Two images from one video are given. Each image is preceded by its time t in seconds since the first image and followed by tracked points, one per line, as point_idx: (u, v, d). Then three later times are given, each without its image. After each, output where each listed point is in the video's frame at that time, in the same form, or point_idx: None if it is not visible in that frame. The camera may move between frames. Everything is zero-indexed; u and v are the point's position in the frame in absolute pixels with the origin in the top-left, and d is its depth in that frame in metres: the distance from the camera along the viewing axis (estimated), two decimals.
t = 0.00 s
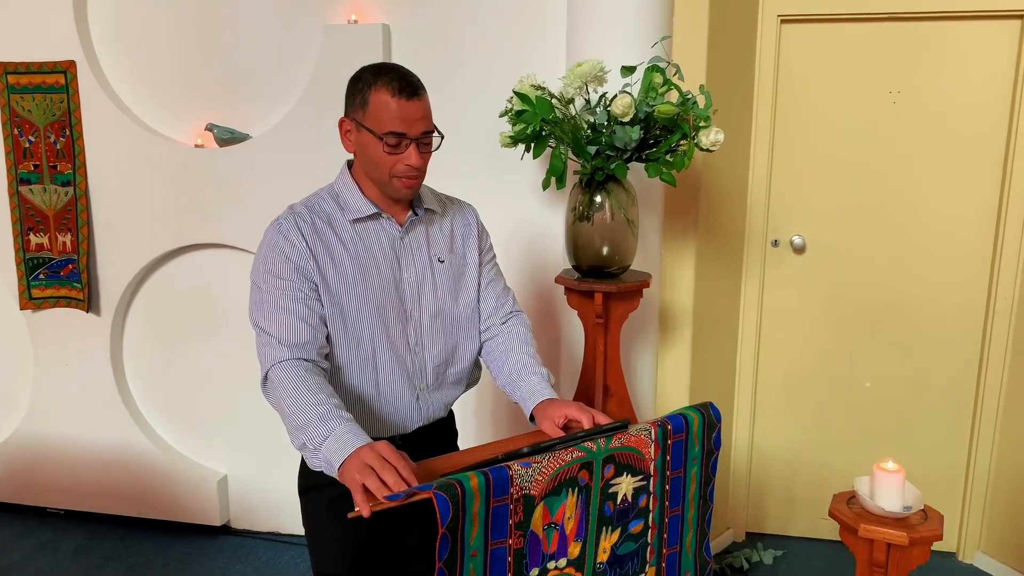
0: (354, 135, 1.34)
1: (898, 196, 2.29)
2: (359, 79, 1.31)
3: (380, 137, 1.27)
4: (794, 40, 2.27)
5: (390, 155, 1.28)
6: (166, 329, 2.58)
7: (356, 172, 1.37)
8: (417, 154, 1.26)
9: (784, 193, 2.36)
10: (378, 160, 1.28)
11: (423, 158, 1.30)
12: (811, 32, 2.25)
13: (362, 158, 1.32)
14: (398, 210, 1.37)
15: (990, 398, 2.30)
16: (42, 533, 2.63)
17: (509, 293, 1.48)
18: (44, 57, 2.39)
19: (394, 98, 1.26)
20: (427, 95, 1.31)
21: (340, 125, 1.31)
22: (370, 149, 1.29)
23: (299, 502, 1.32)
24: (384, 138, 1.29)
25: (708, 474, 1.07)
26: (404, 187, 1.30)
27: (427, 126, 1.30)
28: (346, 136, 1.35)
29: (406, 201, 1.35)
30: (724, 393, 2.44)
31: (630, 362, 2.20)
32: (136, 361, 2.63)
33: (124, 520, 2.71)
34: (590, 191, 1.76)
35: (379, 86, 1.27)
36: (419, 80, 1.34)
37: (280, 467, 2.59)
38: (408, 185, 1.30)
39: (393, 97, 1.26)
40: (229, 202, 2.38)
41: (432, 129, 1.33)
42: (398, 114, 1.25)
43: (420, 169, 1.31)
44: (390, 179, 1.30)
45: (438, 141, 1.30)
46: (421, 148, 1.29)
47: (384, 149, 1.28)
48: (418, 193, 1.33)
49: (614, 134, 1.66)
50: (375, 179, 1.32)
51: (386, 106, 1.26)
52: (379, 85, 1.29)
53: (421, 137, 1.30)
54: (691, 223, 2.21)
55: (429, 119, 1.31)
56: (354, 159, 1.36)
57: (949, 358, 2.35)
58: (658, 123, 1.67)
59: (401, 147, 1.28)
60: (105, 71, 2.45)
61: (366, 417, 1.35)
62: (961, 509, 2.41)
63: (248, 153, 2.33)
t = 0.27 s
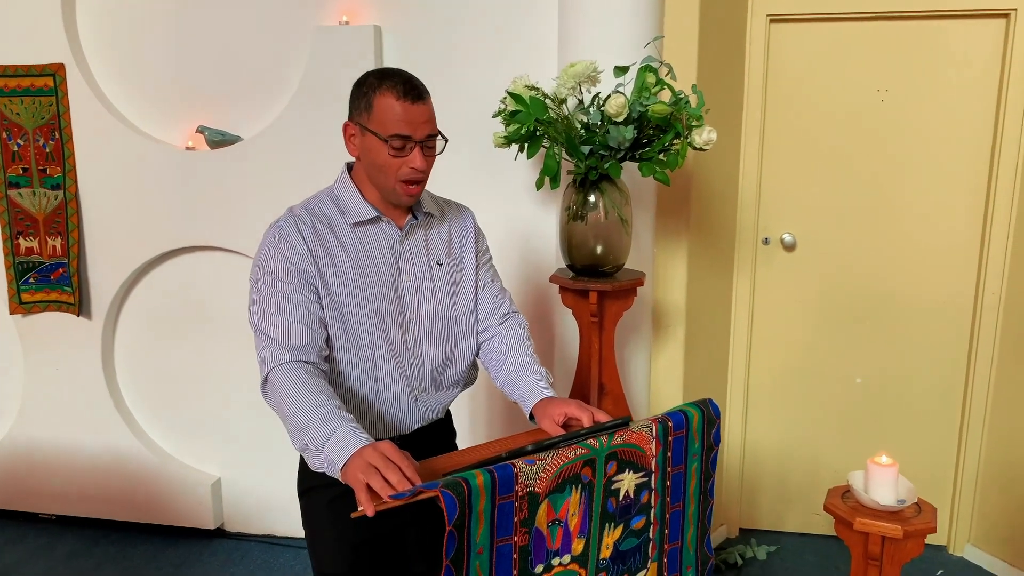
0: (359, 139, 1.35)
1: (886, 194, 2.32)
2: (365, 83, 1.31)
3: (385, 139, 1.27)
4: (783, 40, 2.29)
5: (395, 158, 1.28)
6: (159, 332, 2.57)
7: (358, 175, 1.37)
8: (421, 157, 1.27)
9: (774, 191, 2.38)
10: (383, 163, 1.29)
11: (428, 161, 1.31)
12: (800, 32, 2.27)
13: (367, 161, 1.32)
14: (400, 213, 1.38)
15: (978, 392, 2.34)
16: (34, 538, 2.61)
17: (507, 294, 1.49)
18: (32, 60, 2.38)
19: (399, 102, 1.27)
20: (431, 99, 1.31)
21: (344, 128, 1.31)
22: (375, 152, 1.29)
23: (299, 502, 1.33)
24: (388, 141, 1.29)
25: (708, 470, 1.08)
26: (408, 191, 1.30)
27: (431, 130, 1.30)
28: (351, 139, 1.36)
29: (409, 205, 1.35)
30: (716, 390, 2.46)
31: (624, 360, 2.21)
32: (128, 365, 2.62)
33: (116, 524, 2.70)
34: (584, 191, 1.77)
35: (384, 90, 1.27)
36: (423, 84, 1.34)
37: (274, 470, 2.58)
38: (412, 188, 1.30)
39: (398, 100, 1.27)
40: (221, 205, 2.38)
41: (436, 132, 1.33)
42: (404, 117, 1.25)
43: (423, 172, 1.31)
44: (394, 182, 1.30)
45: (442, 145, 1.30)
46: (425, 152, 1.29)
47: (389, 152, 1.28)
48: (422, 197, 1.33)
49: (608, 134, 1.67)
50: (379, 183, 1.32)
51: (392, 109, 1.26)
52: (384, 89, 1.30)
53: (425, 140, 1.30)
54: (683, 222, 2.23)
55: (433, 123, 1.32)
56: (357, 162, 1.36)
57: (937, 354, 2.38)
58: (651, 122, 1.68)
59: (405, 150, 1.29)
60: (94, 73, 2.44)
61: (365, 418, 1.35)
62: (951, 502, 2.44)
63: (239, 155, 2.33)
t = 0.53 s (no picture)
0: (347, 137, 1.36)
1: (876, 190, 2.34)
2: (348, 80, 1.33)
3: (369, 131, 1.28)
4: (774, 38, 2.31)
5: (380, 149, 1.29)
6: (152, 336, 2.56)
7: (351, 173, 1.38)
8: (405, 145, 1.27)
9: (766, 188, 2.40)
10: (368, 156, 1.29)
11: (413, 152, 1.31)
12: (790, 30, 2.29)
13: (355, 157, 1.33)
14: (393, 209, 1.38)
15: (970, 385, 2.36)
16: (27, 545, 2.59)
17: (505, 292, 1.49)
18: (21, 63, 2.36)
19: (380, 94, 1.28)
20: (415, 91, 1.32)
21: (330, 125, 1.32)
22: (360, 146, 1.30)
23: (300, 502, 1.33)
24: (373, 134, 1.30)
25: (709, 465, 1.09)
26: (396, 183, 1.30)
27: (415, 120, 1.31)
28: (339, 138, 1.37)
29: (400, 198, 1.35)
30: (711, 387, 2.47)
31: (619, 358, 2.22)
32: (121, 369, 2.61)
33: (111, 530, 2.68)
34: (578, 189, 1.78)
35: (365, 83, 1.28)
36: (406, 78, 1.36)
37: (270, 472, 2.58)
38: (399, 179, 1.31)
39: (380, 92, 1.28)
40: (214, 207, 2.37)
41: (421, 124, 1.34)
42: (385, 107, 1.26)
43: (410, 163, 1.31)
44: (382, 174, 1.30)
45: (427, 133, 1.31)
46: (410, 141, 1.30)
47: (373, 144, 1.29)
48: (411, 188, 1.33)
49: (603, 133, 1.68)
50: (368, 177, 1.32)
51: (373, 100, 1.27)
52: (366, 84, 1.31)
53: (410, 130, 1.31)
54: (676, 220, 2.24)
55: (417, 114, 1.32)
56: (348, 160, 1.37)
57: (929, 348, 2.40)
58: (645, 121, 1.69)
59: (390, 141, 1.29)
60: (84, 76, 2.43)
61: (366, 417, 1.35)
62: (943, 495, 2.47)
63: (232, 157, 2.32)
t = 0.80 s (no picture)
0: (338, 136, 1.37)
1: (869, 188, 2.35)
2: (336, 80, 1.35)
3: (356, 127, 1.29)
4: (767, 38, 2.32)
5: (367, 144, 1.29)
6: (147, 338, 2.55)
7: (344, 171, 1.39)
8: (391, 137, 1.27)
9: (760, 187, 2.41)
10: (357, 151, 1.30)
11: (402, 146, 1.31)
12: (783, 30, 2.31)
13: (345, 154, 1.34)
14: (386, 206, 1.37)
15: (963, 382, 2.38)
16: (23, 549, 2.58)
17: (503, 289, 1.50)
18: (14, 65, 2.35)
19: (366, 89, 1.28)
20: (401, 86, 1.33)
21: (321, 125, 1.34)
22: (349, 142, 1.31)
23: (299, 502, 1.33)
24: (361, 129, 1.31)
25: (708, 461, 1.09)
26: (384, 177, 1.30)
27: (402, 114, 1.31)
28: (331, 138, 1.38)
29: (392, 194, 1.35)
30: (706, 385, 2.48)
31: (615, 357, 2.22)
32: (116, 372, 2.60)
33: (107, 533, 2.67)
34: (575, 189, 1.79)
35: (352, 80, 1.30)
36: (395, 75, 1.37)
37: (266, 474, 2.58)
38: (388, 173, 1.31)
39: (365, 87, 1.29)
40: (210, 209, 2.37)
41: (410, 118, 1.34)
42: (370, 102, 1.27)
43: (398, 157, 1.31)
44: (371, 169, 1.30)
45: (414, 126, 1.31)
46: (397, 134, 1.30)
47: (361, 140, 1.29)
48: (402, 183, 1.33)
49: (599, 132, 1.69)
50: (358, 174, 1.33)
51: (359, 95, 1.28)
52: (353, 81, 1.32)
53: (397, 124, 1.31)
54: (671, 219, 2.25)
55: (405, 109, 1.33)
56: (340, 158, 1.37)
57: (922, 345, 2.42)
58: (641, 120, 1.70)
59: (377, 135, 1.30)
60: (77, 78, 2.42)
61: (365, 416, 1.36)
62: (938, 491, 2.48)
63: (227, 159, 2.32)
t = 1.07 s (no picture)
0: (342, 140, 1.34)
1: (865, 189, 2.36)
2: (344, 84, 1.31)
3: (369, 138, 1.27)
4: (764, 39, 2.32)
5: (380, 156, 1.28)
6: (144, 339, 2.54)
7: (346, 175, 1.37)
8: (406, 153, 1.27)
9: (757, 188, 2.41)
10: (368, 162, 1.28)
11: (412, 156, 1.31)
12: (780, 31, 2.31)
13: (352, 161, 1.32)
14: (388, 211, 1.37)
15: (959, 382, 2.38)
16: (18, 551, 2.57)
17: (500, 291, 1.49)
18: (10, 65, 2.34)
19: (379, 99, 1.27)
20: (411, 95, 1.32)
21: (327, 129, 1.31)
22: (359, 151, 1.29)
23: (298, 503, 1.32)
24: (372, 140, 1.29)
25: (707, 462, 1.09)
26: (394, 187, 1.30)
27: (413, 126, 1.31)
28: (334, 141, 1.35)
29: (395, 201, 1.35)
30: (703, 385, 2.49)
31: (613, 357, 2.22)
32: (112, 373, 2.59)
33: (103, 534, 2.67)
34: (572, 190, 1.79)
35: (363, 88, 1.27)
36: (402, 81, 1.34)
37: (263, 475, 2.57)
38: (398, 185, 1.31)
39: (379, 98, 1.27)
40: (206, 209, 2.36)
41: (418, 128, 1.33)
42: (385, 115, 1.25)
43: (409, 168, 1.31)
44: (381, 180, 1.30)
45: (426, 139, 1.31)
46: (409, 147, 1.29)
47: (373, 149, 1.28)
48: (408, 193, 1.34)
49: (597, 133, 1.69)
50: (365, 182, 1.32)
51: (373, 107, 1.26)
52: (364, 89, 1.29)
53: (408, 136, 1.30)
54: (669, 220, 2.26)
55: (415, 119, 1.32)
56: (343, 162, 1.36)
57: (918, 345, 2.42)
58: (639, 121, 1.70)
59: (389, 147, 1.29)
60: (73, 78, 2.41)
61: (363, 419, 1.35)
62: (934, 490, 2.49)
63: (224, 159, 2.31)
